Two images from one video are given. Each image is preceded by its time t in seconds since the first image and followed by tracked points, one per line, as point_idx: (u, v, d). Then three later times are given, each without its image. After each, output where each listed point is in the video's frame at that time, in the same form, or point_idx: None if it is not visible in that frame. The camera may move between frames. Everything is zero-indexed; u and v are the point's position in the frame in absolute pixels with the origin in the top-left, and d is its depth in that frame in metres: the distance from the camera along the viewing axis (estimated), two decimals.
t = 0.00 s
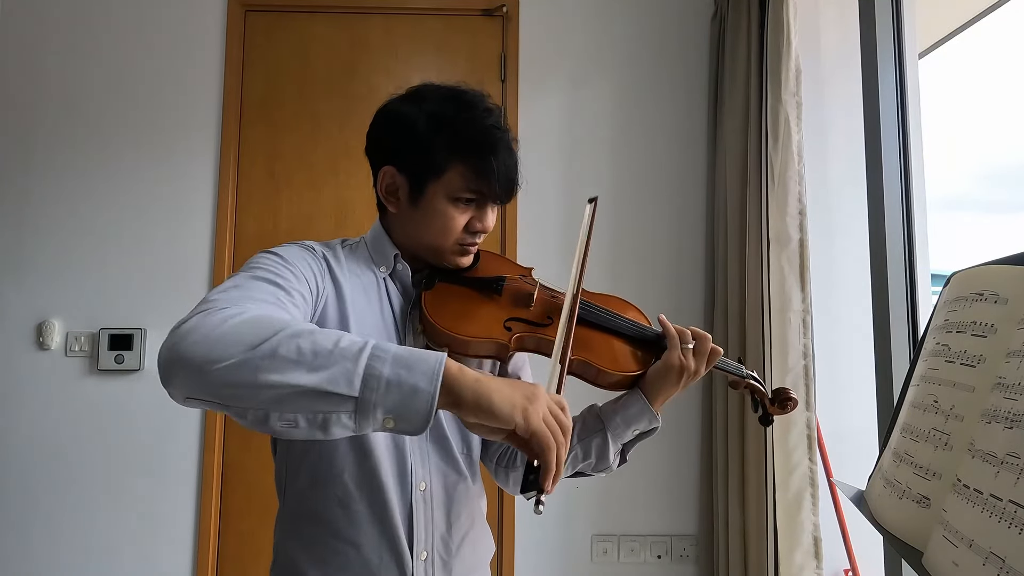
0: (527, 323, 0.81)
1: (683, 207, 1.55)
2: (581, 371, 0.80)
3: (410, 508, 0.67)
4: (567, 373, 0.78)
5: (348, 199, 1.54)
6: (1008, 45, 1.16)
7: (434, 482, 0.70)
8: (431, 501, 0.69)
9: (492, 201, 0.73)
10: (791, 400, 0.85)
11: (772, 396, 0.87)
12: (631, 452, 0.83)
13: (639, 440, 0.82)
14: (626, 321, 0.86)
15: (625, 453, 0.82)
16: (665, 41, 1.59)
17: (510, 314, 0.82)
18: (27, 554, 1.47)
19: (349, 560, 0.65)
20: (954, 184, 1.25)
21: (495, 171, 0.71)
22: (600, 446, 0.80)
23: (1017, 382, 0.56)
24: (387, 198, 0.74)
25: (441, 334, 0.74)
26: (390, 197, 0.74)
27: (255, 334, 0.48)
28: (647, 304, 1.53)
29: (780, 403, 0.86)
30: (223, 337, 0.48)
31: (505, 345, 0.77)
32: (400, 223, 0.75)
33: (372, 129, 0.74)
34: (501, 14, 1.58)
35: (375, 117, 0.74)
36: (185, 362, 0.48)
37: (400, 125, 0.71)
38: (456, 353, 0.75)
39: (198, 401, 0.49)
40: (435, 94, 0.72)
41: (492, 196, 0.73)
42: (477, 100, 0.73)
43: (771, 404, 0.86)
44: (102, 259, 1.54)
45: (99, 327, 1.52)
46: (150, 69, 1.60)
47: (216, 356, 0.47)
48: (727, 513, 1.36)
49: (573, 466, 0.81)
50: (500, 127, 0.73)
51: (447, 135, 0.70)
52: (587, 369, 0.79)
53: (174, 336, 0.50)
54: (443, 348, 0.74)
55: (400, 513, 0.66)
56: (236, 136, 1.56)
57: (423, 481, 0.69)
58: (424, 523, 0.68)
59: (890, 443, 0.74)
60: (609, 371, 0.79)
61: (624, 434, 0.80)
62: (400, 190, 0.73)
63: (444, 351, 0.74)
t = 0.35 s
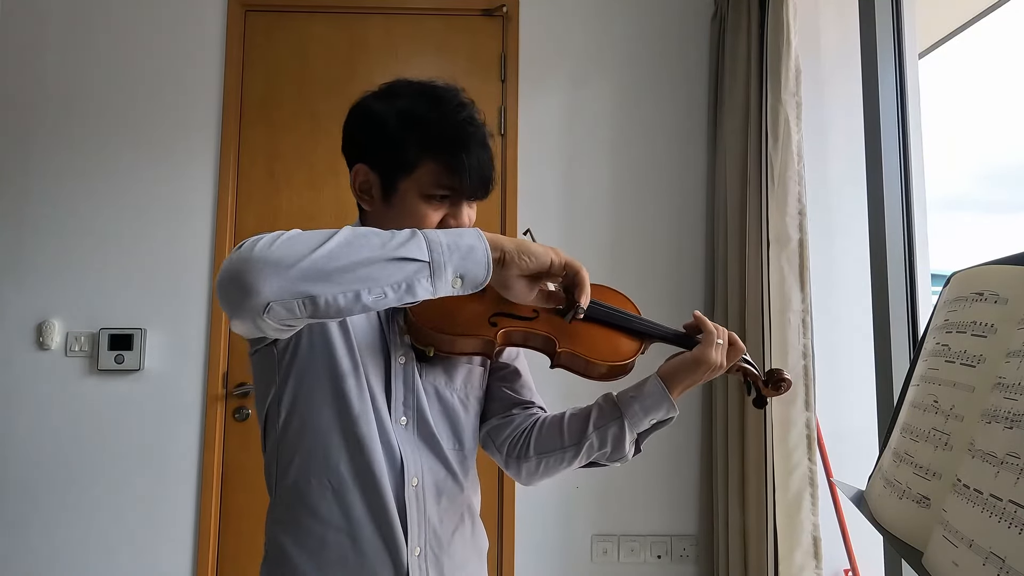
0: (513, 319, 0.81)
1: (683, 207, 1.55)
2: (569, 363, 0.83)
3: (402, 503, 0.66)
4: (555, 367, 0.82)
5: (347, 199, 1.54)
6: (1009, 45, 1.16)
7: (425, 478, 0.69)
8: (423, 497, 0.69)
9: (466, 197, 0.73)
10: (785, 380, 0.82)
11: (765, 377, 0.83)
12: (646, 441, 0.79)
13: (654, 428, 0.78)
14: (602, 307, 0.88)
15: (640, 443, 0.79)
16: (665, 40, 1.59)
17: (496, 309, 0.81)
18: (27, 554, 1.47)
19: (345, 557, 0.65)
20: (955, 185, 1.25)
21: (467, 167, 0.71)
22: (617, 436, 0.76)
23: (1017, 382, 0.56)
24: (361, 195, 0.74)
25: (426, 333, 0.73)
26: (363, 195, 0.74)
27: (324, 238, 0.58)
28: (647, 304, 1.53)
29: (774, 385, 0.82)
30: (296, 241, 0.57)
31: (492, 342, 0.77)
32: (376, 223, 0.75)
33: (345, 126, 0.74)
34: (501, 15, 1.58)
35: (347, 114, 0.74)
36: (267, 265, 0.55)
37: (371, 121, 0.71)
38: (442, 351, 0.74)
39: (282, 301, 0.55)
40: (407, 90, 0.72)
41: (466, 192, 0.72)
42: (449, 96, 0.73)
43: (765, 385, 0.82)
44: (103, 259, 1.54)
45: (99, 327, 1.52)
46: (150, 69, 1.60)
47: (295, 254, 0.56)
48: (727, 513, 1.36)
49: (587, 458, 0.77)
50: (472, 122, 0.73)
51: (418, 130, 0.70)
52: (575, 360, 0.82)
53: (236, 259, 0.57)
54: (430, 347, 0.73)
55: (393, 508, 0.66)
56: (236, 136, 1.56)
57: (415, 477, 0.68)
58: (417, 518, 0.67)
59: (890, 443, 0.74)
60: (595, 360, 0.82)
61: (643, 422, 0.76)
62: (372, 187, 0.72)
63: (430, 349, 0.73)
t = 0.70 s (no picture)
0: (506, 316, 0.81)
1: (683, 207, 1.55)
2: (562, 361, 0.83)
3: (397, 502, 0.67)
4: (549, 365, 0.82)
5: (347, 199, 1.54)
6: (1009, 45, 1.16)
7: (421, 476, 0.69)
8: (419, 497, 0.69)
9: (464, 195, 0.73)
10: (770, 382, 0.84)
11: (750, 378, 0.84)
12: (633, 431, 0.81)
13: (641, 420, 0.79)
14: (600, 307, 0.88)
15: (628, 435, 0.80)
16: (665, 40, 1.59)
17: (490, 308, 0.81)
18: (27, 554, 1.47)
19: (340, 557, 0.65)
20: (955, 184, 1.25)
21: (466, 165, 0.71)
22: (606, 431, 0.76)
23: (1017, 383, 0.56)
24: (359, 194, 0.74)
25: (420, 330, 0.73)
26: (361, 193, 0.73)
27: (296, 236, 0.57)
28: (647, 305, 1.53)
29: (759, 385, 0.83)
30: (267, 241, 0.56)
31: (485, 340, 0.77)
32: (373, 221, 0.74)
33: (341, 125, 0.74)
34: (501, 15, 1.58)
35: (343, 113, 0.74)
36: (234, 265, 0.54)
37: (369, 119, 0.71)
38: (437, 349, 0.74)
39: (247, 303, 0.55)
40: (404, 89, 0.72)
41: (464, 190, 0.72)
42: (446, 95, 0.73)
43: (750, 386, 0.84)
44: (103, 259, 1.54)
45: (99, 327, 1.52)
46: (150, 69, 1.60)
47: (262, 255, 0.55)
48: (727, 513, 1.36)
49: (577, 453, 0.77)
50: (469, 122, 0.74)
51: (417, 129, 0.70)
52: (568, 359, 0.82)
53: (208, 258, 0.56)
54: (424, 345, 0.73)
55: (388, 508, 0.66)
56: (236, 136, 1.56)
57: (410, 476, 0.68)
58: (412, 518, 0.67)
59: (890, 443, 0.74)
60: (590, 360, 0.82)
61: (629, 415, 0.77)
62: (371, 186, 0.72)
63: (424, 346, 0.73)
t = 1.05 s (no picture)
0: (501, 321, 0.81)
1: (683, 207, 1.55)
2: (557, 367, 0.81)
3: (388, 506, 0.67)
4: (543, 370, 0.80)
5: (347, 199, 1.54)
6: (1009, 45, 1.16)
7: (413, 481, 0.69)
8: (412, 501, 0.69)
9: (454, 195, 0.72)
10: (765, 386, 0.86)
11: (746, 383, 0.86)
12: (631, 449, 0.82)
13: (641, 441, 0.81)
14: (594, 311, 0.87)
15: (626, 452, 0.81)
16: (665, 40, 1.59)
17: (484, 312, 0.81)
18: (27, 554, 1.47)
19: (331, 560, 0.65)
20: (955, 184, 1.24)
21: (454, 165, 0.70)
22: (610, 449, 0.78)
23: (1017, 382, 0.56)
24: (348, 197, 0.74)
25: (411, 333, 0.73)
26: (350, 196, 0.73)
27: (343, 352, 0.53)
28: (647, 305, 1.53)
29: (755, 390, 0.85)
30: (317, 354, 0.52)
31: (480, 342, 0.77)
32: (363, 222, 0.75)
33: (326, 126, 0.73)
34: (501, 15, 1.58)
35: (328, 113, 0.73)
36: (304, 399, 0.51)
37: (354, 121, 0.70)
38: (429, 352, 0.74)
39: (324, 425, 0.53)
40: (388, 87, 0.70)
41: (454, 190, 0.72)
42: (430, 90, 0.71)
43: (747, 390, 0.85)
44: (104, 259, 1.54)
45: (99, 327, 1.52)
46: (149, 69, 1.60)
47: (325, 376, 0.52)
48: (727, 513, 1.36)
49: (579, 465, 0.79)
50: (456, 116, 0.71)
51: (401, 130, 0.69)
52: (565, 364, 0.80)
53: (263, 384, 0.52)
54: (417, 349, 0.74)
55: (379, 511, 0.66)
56: (235, 136, 1.56)
57: (403, 480, 0.68)
58: (405, 522, 0.67)
59: (890, 443, 0.74)
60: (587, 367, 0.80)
61: (635, 438, 0.78)
62: (359, 189, 0.72)
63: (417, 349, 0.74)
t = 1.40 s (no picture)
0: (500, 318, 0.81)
1: (683, 207, 1.55)
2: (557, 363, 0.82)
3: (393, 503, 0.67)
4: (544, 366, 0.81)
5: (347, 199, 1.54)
6: (1010, 45, 1.16)
7: (417, 477, 0.69)
8: (416, 498, 0.69)
9: (462, 195, 0.73)
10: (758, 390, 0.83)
11: (738, 385, 0.84)
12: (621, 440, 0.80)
13: (630, 426, 0.79)
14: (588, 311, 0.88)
15: (615, 442, 0.80)
16: (665, 40, 1.59)
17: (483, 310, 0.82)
18: (27, 554, 1.47)
19: (338, 560, 0.64)
20: (955, 184, 1.25)
21: (464, 165, 0.72)
22: (595, 435, 0.76)
23: (1017, 382, 0.56)
24: (355, 195, 0.74)
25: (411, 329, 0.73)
26: (358, 193, 0.73)
27: (272, 303, 0.54)
28: (647, 305, 1.53)
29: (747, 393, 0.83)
30: (245, 299, 0.54)
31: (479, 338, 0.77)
32: (369, 221, 0.74)
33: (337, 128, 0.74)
34: (501, 15, 1.58)
35: (339, 115, 0.74)
36: (212, 336, 0.52)
37: (367, 121, 0.71)
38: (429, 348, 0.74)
39: (224, 368, 0.53)
40: (401, 90, 0.72)
41: (462, 190, 0.73)
42: (444, 96, 0.73)
43: (738, 394, 0.83)
44: (104, 259, 1.54)
45: (99, 327, 1.52)
46: (149, 69, 1.60)
47: (244, 321, 0.53)
48: (728, 513, 1.36)
49: (567, 457, 0.77)
50: (468, 121, 0.74)
51: (414, 130, 0.70)
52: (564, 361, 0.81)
53: (183, 312, 0.54)
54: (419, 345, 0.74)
55: (384, 510, 0.66)
56: (236, 136, 1.56)
57: (407, 477, 0.68)
58: (410, 519, 0.67)
59: (890, 443, 0.74)
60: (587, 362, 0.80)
61: (619, 422, 0.77)
62: (368, 186, 0.72)
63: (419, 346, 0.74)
